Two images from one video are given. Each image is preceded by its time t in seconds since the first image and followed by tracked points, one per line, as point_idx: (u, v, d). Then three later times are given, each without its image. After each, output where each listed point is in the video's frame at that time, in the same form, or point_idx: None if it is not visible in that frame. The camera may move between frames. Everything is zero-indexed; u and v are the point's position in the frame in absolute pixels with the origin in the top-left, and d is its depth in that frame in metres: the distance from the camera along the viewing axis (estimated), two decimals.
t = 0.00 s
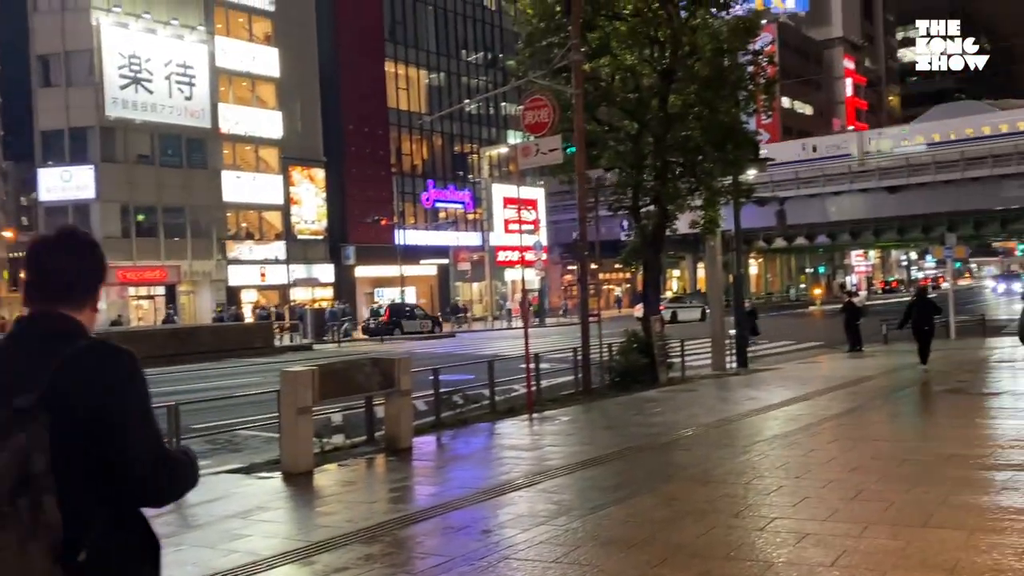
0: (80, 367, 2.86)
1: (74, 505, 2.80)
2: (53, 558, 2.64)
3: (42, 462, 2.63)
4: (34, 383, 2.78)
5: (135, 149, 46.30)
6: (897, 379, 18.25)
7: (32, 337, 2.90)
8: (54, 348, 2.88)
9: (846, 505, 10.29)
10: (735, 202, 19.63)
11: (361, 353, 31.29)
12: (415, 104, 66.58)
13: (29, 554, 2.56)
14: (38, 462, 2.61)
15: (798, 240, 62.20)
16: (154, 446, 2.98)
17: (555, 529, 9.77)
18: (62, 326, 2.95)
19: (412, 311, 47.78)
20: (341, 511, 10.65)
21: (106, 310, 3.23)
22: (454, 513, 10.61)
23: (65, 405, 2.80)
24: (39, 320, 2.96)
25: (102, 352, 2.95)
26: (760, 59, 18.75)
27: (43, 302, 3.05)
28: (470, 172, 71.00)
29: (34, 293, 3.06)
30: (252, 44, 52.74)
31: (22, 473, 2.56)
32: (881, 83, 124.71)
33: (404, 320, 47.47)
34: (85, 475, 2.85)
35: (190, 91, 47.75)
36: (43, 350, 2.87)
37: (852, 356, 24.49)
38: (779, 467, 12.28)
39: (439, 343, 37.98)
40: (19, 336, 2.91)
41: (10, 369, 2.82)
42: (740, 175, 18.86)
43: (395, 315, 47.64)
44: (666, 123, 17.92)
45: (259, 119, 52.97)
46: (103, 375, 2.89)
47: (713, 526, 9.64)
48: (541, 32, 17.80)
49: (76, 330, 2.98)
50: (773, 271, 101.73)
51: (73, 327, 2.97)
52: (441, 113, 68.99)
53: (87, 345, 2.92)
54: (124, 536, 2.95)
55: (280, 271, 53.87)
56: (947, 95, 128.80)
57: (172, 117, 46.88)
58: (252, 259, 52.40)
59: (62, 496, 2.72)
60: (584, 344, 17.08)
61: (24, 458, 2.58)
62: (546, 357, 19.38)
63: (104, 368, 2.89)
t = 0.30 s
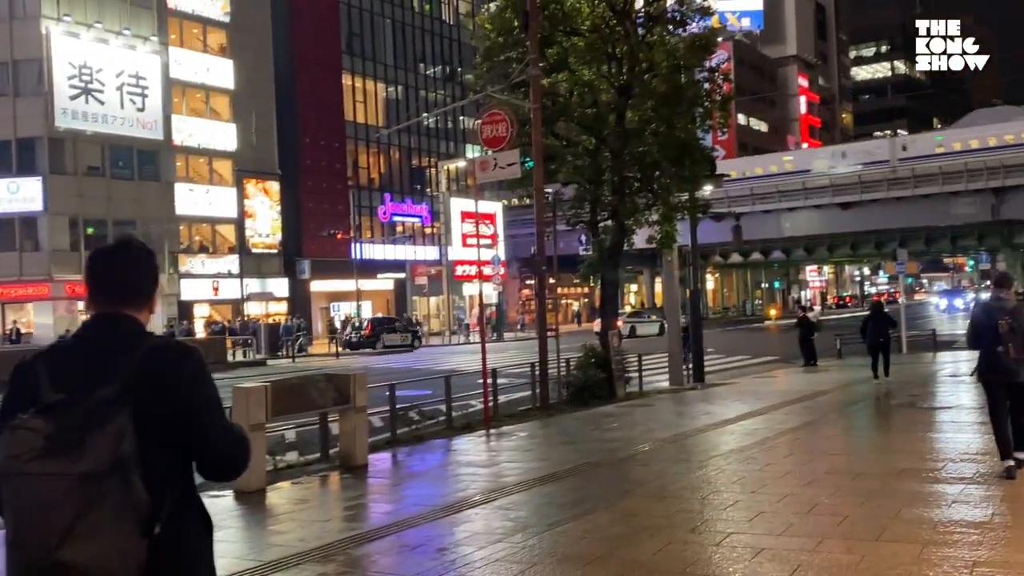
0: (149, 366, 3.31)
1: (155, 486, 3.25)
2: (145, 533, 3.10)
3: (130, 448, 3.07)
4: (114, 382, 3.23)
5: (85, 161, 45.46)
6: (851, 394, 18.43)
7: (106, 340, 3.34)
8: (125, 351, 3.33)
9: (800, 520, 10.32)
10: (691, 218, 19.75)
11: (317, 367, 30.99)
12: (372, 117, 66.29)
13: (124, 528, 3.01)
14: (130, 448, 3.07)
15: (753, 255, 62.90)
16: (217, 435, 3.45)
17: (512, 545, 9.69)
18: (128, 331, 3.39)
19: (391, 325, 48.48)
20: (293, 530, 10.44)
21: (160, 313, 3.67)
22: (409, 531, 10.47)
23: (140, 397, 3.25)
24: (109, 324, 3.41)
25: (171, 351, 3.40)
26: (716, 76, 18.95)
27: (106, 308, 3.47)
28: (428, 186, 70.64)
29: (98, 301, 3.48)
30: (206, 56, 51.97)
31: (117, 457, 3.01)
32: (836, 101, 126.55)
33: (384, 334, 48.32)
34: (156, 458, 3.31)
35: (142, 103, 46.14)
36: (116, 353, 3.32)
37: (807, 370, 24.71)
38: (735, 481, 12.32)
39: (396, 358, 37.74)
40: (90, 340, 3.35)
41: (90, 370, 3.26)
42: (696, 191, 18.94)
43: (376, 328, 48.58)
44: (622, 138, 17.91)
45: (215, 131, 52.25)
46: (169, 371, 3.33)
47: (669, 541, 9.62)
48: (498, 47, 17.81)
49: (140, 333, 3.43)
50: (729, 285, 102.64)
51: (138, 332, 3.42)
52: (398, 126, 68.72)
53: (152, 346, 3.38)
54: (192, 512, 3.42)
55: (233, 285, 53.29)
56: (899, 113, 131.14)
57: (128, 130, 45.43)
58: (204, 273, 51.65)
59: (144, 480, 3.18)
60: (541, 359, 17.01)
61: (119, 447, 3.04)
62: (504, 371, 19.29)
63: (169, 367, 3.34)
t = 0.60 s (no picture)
0: (184, 379, 3.58)
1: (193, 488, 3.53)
2: (186, 532, 3.38)
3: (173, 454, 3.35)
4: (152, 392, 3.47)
5: (39, 169, 44.65)
6: (810, 405, 18.57)
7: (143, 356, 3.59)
8: (160, 366, 3.58)
9: (761, 532, 10.30)
10: (653, 230, 19.74)
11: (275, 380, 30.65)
12: (333, 127, 65.81)
13: (170, 529, 3.29)
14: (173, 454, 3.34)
15: (715, 268, 63.39)
16: (249, 438, 3.75)
17: (473, 559, 9.58)
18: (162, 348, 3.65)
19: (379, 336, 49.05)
20: (249, 546, 10.23)
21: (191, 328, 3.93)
22: (368, 546, 10.31)
23: (178, 407, 3.52)
24: (147, 340, 3.65)
25: (205, 366, 3.67)
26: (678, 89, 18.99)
27: (140, 326, 3.72)
28: (390, 197, 70.27)
29: (133, 317, 3.72)
30: (164, 64, 51.49)
31: (165, 463, 3.27)
32: (796, 115, 127.96)
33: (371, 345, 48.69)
34: (192, 462, 3.58)
35: (98, 111, 41.56)
36: (152, 365, 3.57)
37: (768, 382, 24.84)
38: (696, 493, 12.32)
39: (358, 371, 37.43)
40: (128, 356, 3.60)
41: (129, 383, 3.52)
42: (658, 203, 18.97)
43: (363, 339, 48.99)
44: (585, 150, 17.89)
45: (174, 141, 51.73)
46: (202, 385, 3.61)
47: (631, 554, 9.56)
48: (460, 59, 17.78)
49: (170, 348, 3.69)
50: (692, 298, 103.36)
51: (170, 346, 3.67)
52: (359, 137, 68.27)
53: (186, 361, 3.64)
54: (225, 502, 3.75)
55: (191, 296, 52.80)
56: (857, 128, 132.85)
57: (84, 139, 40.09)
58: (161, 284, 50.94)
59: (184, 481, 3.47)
60: (504, 370, 16.87)
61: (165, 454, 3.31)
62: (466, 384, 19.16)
63: (202, 379, 3.61)
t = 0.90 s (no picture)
0: (203, 369, 3.77)
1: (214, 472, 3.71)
2: (210, 509, 3.56)
3: (195, 437, 3.54)
4: (174, 380, 3.66)
5: None
6: (773, 414, 18.65)
7: (165, 348, 3.79)
8: (180, 357, 3.77)
9: (724, 541, 10.29)
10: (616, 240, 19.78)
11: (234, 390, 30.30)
12: (296, 134, 65.06)
13: (193, 505, 3.47)
14: (193, 437, 3.52)
15: (680, 277, 63.74)
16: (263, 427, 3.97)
17: (433, 572, 9.47)
18: (182, 343, 3.85)
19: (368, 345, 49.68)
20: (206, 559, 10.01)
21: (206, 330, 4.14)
22: (328, 559, 10.18)
23: (198, 397, 3.72)
24: (167, 336, 3.86)
25: (220, 359, 3.86)
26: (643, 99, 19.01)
27: (160, 324, 3.93)
28: (354, 205, 69.58)
29: (154, 317, 3.94)
30: (125, 70, 50.57)
31: (187, 443, 3.47)
32: (759, 125, 129.09)
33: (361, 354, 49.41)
34: (212, 449, 3.78)
35: (56, 116, 41.11)
36: (172, 358, 3.76)
37: (730, 391, 24.95)
38: (659, 503, 12.29)
39: (320, 381, 37.18)
40: (149, 349, 3.80)
41: (151, 370, 3.69)
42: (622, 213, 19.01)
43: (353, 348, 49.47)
44: (550, 159, 17.98)
45: (134, 147, 50.55)
46: (220, 377, 3.82)
47: (596, 565, 9.47)
48: (424, 67, 17.67)
49: (189, 344, 3.90)
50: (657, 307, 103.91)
51: (188, 342, 3.86)
52: (323, 144, 67.64)
53: (204, 354, 3.83)
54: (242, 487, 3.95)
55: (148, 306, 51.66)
56: (819, 138, 134.39)
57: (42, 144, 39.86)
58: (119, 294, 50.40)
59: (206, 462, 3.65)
60: (468, 381, 16.75)
61: (188, 434, 3.48)
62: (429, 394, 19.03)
63: (219, 372, 3.82)
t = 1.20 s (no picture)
0: (221, 385, 4.22)
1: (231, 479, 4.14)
2: (228, 513, 3.99)
3: (215, 447, 3.97)
4: (196, 397, 4.09)
5: None
6: (737, 421, 18.68)
7: (188, 365, 4.24)
8: (198, 375, 4.21)
9: (688, 549, 10.26)
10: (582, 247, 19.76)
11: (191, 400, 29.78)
12: (258, 140, 64.53)
13: (214, 511, 3.91)
14: (213, 447, 3.95)
15: (646, 284, 63.89)
16: (270, 439, 4.39)
17: None
18: (200, 361, 4.29)
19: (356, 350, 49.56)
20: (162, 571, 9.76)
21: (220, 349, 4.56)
22: (290, 570, 10.02)
23: (218, 411, 4.16)
24: (188, 354, 4.31)
25: (234, 377, 4.32)
26: (608, 108, 19.06)
27: (180, 344, 4.36)
28: (317, 212, 69.11)
29: (175, 336, 4.36)
30: (84, 74, 49.91)
31: (208, 452, 3.90)
32: (725, 133, 130.06)
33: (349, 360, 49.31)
34: (228, 457, 4.22)
35: (12, 121, 41.47)
36: (194, 375, 4.20)
37: (695, 398, 24.98)
38: (624, 511, 12.25)
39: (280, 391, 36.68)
40: (173, 364, 4.23)
41: (173, 387, 4.12)
42: (588, 220, 19.00)
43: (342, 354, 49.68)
44: (516, 166, 17.84)
45: (94, 154, 50.30)
46: (238, 392, 4.28)
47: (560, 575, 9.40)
48: (388, 73, 17.61)
49: (207, 361, 4.34)
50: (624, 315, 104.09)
51: (203, 360, 4.30)
52: (288, 150, 67.27)
53: (219, 373, 4.27)
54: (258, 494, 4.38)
55: (110, 314, 51.35)
56: (783, 146, 135.66)
57: None
58: (80, 301, 49.75)
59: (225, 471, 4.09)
60: (433, 389, 16.62)
61: (210, 445, 3.91)
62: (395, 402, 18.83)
63: (237, 389, 4.28)
